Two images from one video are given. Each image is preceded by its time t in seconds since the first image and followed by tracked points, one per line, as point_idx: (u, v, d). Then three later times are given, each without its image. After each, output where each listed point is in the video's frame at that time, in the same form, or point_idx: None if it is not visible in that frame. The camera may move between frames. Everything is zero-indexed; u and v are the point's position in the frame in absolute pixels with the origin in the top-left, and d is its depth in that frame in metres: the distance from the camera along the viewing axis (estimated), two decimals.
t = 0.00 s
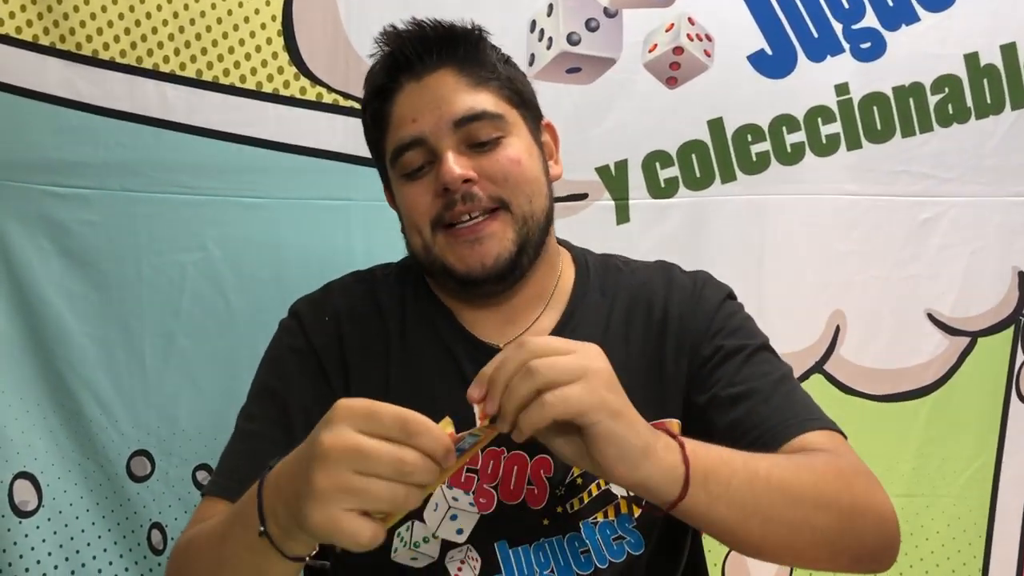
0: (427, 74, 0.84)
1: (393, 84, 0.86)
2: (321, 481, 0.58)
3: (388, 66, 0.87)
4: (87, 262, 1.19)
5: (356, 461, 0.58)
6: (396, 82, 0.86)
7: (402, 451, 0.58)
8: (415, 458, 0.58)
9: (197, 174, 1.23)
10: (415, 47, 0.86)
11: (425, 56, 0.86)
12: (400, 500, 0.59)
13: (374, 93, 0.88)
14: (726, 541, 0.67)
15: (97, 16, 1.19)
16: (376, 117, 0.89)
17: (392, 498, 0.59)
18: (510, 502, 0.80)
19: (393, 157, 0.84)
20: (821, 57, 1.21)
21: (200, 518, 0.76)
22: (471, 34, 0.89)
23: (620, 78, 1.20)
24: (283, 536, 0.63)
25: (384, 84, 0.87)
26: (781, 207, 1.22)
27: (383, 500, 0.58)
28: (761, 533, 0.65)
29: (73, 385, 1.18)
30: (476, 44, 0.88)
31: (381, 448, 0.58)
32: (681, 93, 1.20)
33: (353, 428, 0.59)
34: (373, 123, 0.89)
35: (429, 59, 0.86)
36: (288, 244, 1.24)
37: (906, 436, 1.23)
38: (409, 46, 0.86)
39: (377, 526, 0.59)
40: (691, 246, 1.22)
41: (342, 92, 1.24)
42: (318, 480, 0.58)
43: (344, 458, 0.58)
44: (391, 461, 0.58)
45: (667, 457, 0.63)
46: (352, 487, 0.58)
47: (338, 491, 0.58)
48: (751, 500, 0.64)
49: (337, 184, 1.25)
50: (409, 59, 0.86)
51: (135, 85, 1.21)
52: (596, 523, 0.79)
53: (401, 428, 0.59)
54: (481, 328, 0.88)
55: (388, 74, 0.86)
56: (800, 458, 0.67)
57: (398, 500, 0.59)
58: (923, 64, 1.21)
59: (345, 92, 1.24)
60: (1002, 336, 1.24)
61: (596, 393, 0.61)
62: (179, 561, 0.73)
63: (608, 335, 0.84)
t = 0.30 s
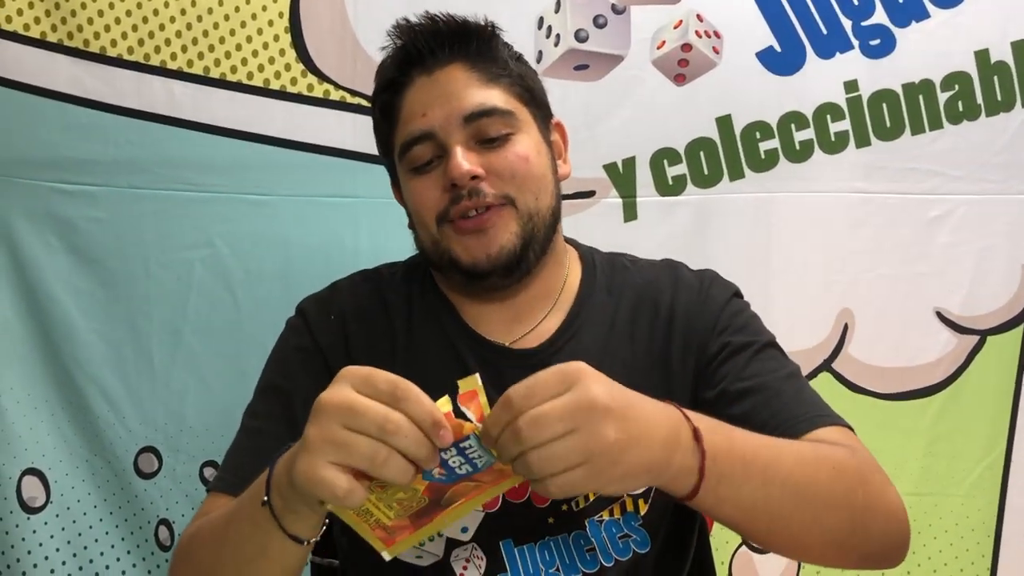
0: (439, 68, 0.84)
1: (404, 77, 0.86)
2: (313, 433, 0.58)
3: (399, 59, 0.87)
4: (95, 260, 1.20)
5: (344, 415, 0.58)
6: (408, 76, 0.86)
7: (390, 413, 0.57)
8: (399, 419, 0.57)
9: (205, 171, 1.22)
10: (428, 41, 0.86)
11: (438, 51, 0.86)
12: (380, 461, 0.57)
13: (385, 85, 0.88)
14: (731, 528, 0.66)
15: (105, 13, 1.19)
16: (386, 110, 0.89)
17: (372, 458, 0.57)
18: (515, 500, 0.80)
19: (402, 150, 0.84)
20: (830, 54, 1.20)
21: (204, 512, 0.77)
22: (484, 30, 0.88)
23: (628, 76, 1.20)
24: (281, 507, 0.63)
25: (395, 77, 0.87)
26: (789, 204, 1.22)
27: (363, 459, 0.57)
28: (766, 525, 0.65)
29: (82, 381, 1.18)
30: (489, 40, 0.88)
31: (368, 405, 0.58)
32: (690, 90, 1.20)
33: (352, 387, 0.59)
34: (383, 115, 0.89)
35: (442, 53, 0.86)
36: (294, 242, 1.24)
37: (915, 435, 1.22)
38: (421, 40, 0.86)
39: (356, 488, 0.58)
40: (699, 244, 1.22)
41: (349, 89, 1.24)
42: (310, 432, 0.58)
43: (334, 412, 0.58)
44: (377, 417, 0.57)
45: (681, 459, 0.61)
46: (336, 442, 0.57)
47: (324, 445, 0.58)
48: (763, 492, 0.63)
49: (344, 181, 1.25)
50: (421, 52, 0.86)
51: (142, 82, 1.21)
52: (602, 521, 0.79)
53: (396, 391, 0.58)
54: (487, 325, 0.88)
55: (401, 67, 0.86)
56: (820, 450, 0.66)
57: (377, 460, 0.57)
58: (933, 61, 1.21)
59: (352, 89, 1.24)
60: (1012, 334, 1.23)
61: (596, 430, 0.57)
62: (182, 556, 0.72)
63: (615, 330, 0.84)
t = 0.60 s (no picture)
0: (439, 71, 0.84)
1: (405, 81, 0.86)
2: (291, 478, 0.57)
3: (400, 63, 0.86)
4: (100, 258, 1.19)
5: (316, 457, 0.56)
6: (409, 80, 0.85)
7: (362, 454, 0.55)
8: (371, 460, 0.55)
9: (210, 169, 1.22)
10: (428, 43, 0.86)
11: (439, 53, 0.85)
12: (358, 504, 0.55)
13: (386, 89, 0.88)
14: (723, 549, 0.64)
15: (111, 11, 1.19)
16: (389, 114, 0.88)
17: (349, 501, 0.55)
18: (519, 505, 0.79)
19: (403, 155, 0.84)
20: (837, 52, 1.20)
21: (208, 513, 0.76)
22: (484, 33, 0.88)
23: (634, 74, 1.19)
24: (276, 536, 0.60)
25: (396, 80, 0.86)
26: (796, 203, 1.21)
27: (340, 503, 0.56)
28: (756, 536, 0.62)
29: (88, 379, 1.18)
30: (490, 42, 0.87)
31: (339, 445, 0.56)
32: (696, 88, 1.19)
33: (324, 426, 0.57)
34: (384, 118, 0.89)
35: (442, 56, 0.85)
36: (299, 240, 1.24)
37: (922, 436, 1.22)
38: (422, 43, 0.86)
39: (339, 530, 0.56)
40: (705, 242, 1.21)
41: (354, 87, 1.24)
42: (288, 476, 0.57)
43: (307, 454, 0.56)
44: (348, 460, 0.55)
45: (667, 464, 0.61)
46: (311, 486, 0.56)
47: (302, 490, 0.56)
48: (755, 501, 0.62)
49: (349, 180, 1.24)
50: (422, 56, 0.85)
51: (148, 80, 1.20)
52: (608, 528, 0.79)
53: (366, 426, 0.56)
54: (490, 328, 0.87)
55: (401, 70, 0.86)
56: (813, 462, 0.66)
57: (354, 504, 0.55)
58: (942, 58, 1.20)
59: (357, 87, 1.24)
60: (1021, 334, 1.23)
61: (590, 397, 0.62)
62: (192, 563, 0.72)
63: (621, 335, 0.84)
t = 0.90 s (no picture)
0: (448, 65, 0.83)
1: (414, 73, 0.85)
2: (300, 439, 0.57)
3: (409, 55, 0.86)
4: (102, 256, 1.19)
5: (325, 417, 0.57)
6: (417, 73, 0.85)
7: (370, 412, 0.56)
8: (377, 417, 0.55)
9: (213, 167, 1.22)
10: (438, 37, 0.85)
11: (448, 47, 0.85)
12: (360, 460, 0.55)
13: (395, 80, 0.87)
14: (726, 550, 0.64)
15: (113, 9, 1.19)
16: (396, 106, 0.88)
17: (351, 457, 0.55)
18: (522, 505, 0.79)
19: (410, 147, 0.83)
20: (842, 50, 1.19)
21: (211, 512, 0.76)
22: (496, 27, 0.87)
23: (638, 71, 1.19)
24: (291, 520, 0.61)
25: (405, 72, 0.86)
26: (801, 201, 1.20)
27: (344, 458, 0.55)
28: (773, 558, 0.63)
29: (90, 377, 1.18)
30: (500, 36, 0.87)
31: (349, 406, 0.57)
32: (701, 86, 1.19)
33: (336, 394, 0.59)
34: (392, 111, 0.88)
35: (452, 51, 0.85)
36: (302, 238, 1.23)
37: (927, 435, 1.21)
38: (432, 35, 0.86)
39: (341, 489, 0.55)
40: (710, 241, 1.21)
41: (357, 85, 1.23)
42: (297, 437, 0.58)
43: (316, 416, 0.57)
44: (355, 416, 0.56)
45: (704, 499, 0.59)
46: (318, 445, 0.56)
47: (308, 449, 0.57)
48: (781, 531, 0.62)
49: (352, 178, 1.24)
50: (432, 48, 0.85)
51: (150, 78, 1.20)
52: (612, 528, 0.79)
53: (377, 390, 0.57)
54: (487, 325, 0.87)
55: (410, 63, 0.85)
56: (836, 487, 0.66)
57: (356, 459, 0.55)
58: (949, 56, 1.19)
59: (360, 85, 1.23)
60: None
61: (653, 452, 0.55)
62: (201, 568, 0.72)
63: (623, 336, 0.84)
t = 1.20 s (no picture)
0: (482, 64, 0.83)
1: (448, 64, 0.85)
2: (303, 448, 0.58)
3: (445, 47, 0.85)
4: (102, 258, 1.19)
5: (326, 426, 0.57)
6: (450, 67, 0.84)
7: (368, 422, 0.56)
8: (376, 428, 0.55)
9: (212, 168, 1.21)
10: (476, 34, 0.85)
11: (485, 46, 0.85)
12: (355, 470, 0.55)
13: (425, 69, 0.86)
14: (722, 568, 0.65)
15: (113, 10, 1.18)
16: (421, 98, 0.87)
17: (347, 467, 0.55)
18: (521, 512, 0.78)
19: (431, 138, 0.82)
20: (845, 50, 1.19)
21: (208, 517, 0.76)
22: (535, 32, 0.87)
23: (640, 72, 1.18)
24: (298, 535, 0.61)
25: (436, 63, 0.86)
26: (803, 202, 1.20)
27: (341, 468, 0.55)
28: None
29: (90, 379, 1.18)
30: (536, 42, 0.87)
31: (348, 416, 0.56)
32: (702, 86, 1.18)
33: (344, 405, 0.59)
34: (415, 102, 0.87)
35: (488, 50, 0.85)
36: (302, 240, 1.23)
37: (930, 438, 1.21)
38: (471, 31, 0.85)
39: (338, 500, 0.55)
40: (711, 242, 1.20)
41: (357, 86, 1.23)
42: (300, 446, 0.58)
43: (320, 425, 0.57)
44: (354, 425, 0.56)
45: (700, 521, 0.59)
46: (318, 453, 0.56)
47: (309, 459, 0.57)
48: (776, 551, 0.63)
49: (352, 179, 1.24)
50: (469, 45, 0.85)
51: (149, 79, 1.20)
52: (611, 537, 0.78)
53: (379, 400, 0.57)
54: (488, 327, 0.86)
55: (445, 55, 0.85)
56: (834, 503, 0.66)
57: (350, 468, 0.55)
58: (952, 56, 1.19)
59: (360, 86, 1.23)
60: None
61: (602, 505, 0.54)
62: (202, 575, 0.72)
63: (624, 345, 0.83)
